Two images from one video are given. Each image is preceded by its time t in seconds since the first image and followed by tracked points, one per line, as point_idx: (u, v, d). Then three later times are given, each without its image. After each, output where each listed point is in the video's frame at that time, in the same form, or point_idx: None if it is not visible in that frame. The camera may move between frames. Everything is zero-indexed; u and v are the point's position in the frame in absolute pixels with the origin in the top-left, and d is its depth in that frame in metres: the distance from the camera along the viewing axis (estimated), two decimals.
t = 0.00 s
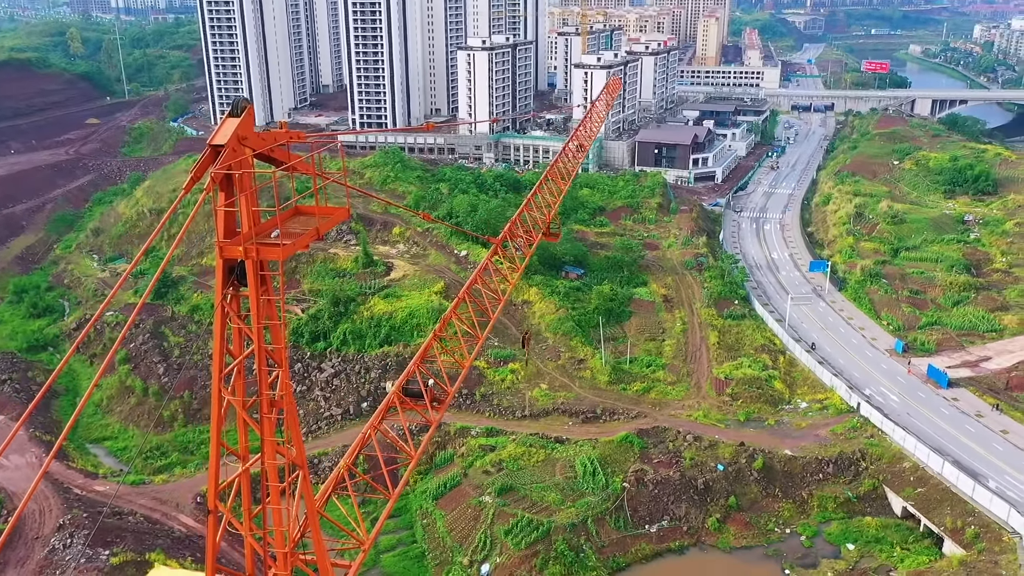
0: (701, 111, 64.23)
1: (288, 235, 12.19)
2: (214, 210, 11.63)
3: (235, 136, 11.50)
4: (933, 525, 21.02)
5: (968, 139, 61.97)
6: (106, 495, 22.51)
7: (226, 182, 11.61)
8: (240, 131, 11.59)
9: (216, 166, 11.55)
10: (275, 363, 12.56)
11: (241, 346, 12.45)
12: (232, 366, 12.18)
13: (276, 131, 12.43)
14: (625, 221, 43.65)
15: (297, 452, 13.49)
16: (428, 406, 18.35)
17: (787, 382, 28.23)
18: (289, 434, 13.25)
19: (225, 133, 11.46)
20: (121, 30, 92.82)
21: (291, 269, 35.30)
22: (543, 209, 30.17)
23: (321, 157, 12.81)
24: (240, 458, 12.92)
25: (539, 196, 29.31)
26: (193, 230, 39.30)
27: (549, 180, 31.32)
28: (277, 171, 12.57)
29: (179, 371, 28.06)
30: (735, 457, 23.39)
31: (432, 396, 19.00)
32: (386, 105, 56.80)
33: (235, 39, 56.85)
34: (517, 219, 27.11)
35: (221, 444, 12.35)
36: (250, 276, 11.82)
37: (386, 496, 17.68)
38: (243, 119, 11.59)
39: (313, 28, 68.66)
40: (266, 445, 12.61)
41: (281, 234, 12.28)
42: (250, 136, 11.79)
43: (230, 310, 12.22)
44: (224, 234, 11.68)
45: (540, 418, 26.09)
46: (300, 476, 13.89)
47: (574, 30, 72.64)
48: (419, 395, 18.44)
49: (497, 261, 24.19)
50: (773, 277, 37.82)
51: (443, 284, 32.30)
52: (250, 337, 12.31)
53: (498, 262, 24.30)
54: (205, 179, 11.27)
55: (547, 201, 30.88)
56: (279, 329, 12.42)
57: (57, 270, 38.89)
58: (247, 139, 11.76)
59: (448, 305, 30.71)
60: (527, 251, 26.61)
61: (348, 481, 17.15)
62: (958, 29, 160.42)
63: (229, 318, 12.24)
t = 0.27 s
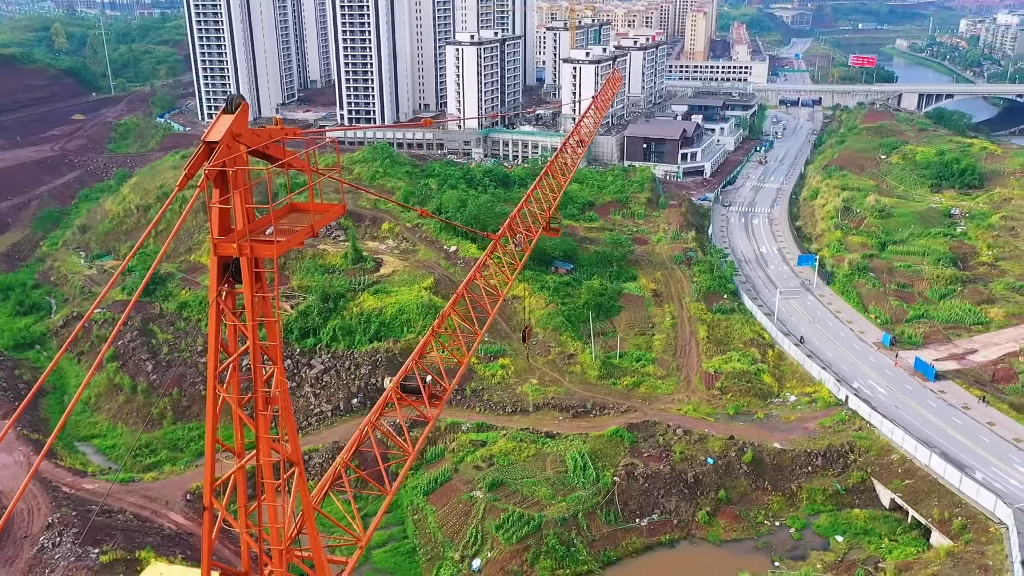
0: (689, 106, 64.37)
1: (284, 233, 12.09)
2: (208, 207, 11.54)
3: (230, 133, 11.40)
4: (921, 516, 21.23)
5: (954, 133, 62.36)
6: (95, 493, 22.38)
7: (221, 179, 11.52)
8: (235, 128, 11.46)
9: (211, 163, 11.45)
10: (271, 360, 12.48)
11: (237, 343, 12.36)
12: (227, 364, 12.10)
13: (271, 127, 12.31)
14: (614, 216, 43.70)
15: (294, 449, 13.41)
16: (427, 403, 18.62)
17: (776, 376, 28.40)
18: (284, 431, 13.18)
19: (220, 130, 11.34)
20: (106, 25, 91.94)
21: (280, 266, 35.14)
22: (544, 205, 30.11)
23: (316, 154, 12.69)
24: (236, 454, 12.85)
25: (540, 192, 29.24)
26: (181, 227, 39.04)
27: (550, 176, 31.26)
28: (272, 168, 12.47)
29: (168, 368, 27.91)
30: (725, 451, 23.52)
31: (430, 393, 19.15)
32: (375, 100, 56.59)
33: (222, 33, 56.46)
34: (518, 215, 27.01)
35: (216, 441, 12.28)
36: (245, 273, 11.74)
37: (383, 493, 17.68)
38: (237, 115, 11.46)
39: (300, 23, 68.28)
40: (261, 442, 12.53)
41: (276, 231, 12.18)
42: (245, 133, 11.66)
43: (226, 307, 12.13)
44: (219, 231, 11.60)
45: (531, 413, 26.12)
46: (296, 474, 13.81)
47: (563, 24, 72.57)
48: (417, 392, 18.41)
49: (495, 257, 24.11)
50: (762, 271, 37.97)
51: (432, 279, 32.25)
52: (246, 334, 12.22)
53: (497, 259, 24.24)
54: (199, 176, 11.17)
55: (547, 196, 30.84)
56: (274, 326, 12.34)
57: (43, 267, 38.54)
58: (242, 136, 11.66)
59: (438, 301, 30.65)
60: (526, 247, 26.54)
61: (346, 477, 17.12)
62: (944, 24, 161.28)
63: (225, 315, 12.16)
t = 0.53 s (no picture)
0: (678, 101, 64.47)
1: (279, 230, 12.02)
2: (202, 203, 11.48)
3: (224, 129, 11.34)
4: (909, 508, 21.41)
5: (940, 127, 62.78)
6: (84, 491, 22.25)
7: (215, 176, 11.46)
8: (229, 125, 11.40)
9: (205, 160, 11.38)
10: (266, 357, 12.41)
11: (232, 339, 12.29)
12: (222, 360, 12.04)
13: (266, 124, 12.26)
14: (603, 211, 43.75)
15: (289, 446, 13.35)
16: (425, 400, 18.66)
17: (764, 369, 28.55)
18: (280, 428, 13.12)
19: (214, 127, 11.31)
20: (91, 20, 91.06)
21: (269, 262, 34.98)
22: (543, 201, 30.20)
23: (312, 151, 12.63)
24: (232, 452, 12.81)
25: (540, 188, 29.30)
26: (168, 223, 38.76)
27: (550, 172, 31.32)
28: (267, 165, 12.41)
29: (156, 366, 27.74)
30: (715, 444, 23.65)
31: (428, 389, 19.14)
32: (363, 95, 56.38)
33: (208, 28, 56.03)
34: (518, 210, 27.01)
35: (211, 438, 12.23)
36: (240, 270, 11.67)
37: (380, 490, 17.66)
38: (231, 112, 11.40)
39: (287, 18, 67.88)
40: (256, 439, 12.46)
41: (271, 228, 12.12)
42: (240, 129, 11.61)
43: (221, 304, 12.07)
44: (213, 228, 11.53)
45: (521, 408, 26.15)
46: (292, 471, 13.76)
47: (551, 19, 72.51)
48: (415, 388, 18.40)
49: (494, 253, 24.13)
50: (750, 265, 38.14)
51: (422, 275, 32.18)
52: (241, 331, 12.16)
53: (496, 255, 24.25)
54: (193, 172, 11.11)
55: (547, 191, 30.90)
56: (269, 323, 12.27)
57: (29, 264, 38.17)
58: (236, 133, 11.60)
59: (428, 297, 30.58)
60: (526, 243, 26.57)
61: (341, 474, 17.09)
62: (929, 18, 162.23)
63: (220, 312, 12.10)
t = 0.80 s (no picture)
0: (666, 96, 64.58)
1: (274, 226, 11.98)
2: (197, 199, 11.44)
3: (218, 125, 11.31)
4: (896, 499, 21.60)
5: (926, 121, 63.16)
6: (73, 489, 22.13)
7: (210, 172, 11.43)
8: (223, 121, 11.38)
9: (199, 156, 11.36)
10: (261, 353, 12.37)
11: (228, 336, 12.25)
12: (218, 356, 12.00)
13: (262, 120, 12.26)
14: (592, 206, 43.77)
15: (286, 443, 13.32)
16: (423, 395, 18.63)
17: (753, 363, 28.71)
18: (276, 424, 13.08)
19: (208, 123, 11.26)
20: (74, 15, 90.09)
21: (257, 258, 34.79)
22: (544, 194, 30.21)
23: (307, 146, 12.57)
24: (228, 448, 12.78)
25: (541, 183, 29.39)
26: (154, 221, 38.45)
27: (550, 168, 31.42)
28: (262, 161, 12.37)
29: (144, 363, 27.57)
30: (704, 438, 23.77)
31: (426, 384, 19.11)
32: (351, 91, 56.16)
33: (194, 23, 55.57)
34: (518, 205, 27.04)
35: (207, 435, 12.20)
36: (236, 266, 11.63)
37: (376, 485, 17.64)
38: (225, 108, 11.38)
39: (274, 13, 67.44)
40: (252, 436, 12.43)
41: (266, 224, 12.07)
42: (234, 126, 11.62)
43: (216, 300, 12.03)
44: (208, 225, 11.49)
45: (511, 403, 26.18)
46: (288, 467, 13.73)
47: (539, 14, 72.40)
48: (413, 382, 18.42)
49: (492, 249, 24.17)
50: (738, 259, 38.29)
51: (411, 270, 32.09)
52: (236, 327, 12.13)
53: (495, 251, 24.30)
54: (188, 168, 11.07)
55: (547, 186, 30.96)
56: (265, 319, 12.22)
57: (14, 262, 37.79)
58: (230, 129, 11.58)
59: (417, 293, 30.50)
60: (525, 239, 26.62)
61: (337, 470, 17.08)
62: (916, 13, 163.04)
63: (215, 308, 12.07)
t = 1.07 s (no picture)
0: (654, 90, 64.66)
1: (270, 222, 11.92)
2: (191, 196, 11.40)
3: (213, 121, 11.25)
4: (884, 491, 21.80)
5: (912, 115, 63.57)
6: (61, 488, 22.01)
7: (205, 169, 11.38)
8: (218, 117, 11.32)
9: (194, 153, 11.31)
10: (257, 349, 12.30)
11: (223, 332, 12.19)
12: (213, 353, 11.94)
13: (257, 115, 12.16)
14: (581, 200, 43.81)
15: (282, 440, 13.26)
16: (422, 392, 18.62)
17: (742, 356, 28.84)
18: (272, 421, 13.02)
19: (202, 119, 11.22)
20: (58, 9, 89.16)
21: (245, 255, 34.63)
22: (544, 189, 30.24)
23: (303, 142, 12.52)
24: (224, 444, 12.71)
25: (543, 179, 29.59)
26: (141, 217, 38.20)
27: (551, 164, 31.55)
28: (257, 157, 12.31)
29: (132, 360, 27.41)
30: (694, 431, 23.89)
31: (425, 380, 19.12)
32: (338, 86, 55.95)
33: (180, 18, 55.15)
34: (518, 200, 27.13)
35: (203, 431, 12.14)
36: (230, 263, 11.58)
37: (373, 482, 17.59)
38: (220, 104, 11.33)
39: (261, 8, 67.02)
40: (247, 432, 12.37)
41: (262, 220, 12.01)
42: (228, 121, 11.54)
43: (211, 297, 11.96)
44: (202, 221, 11.44)
45: (501, 398, 26.20)
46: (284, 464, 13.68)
47: (527, 9, 72.30)
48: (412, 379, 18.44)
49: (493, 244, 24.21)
50: (727, 253, 38.44)
51: (401, 266, 32.04)
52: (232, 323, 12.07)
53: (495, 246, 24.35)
54: (181, 164, 11.02)
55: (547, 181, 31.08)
56: (260, 315, 12.16)
57: None
58: (225, 125, 11.53)
59: (407, 288, 30.44)
60: (525, 234, 26.69)
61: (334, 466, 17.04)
62: (902, 7, 163.85)
63: (210, 305, 12.00)
